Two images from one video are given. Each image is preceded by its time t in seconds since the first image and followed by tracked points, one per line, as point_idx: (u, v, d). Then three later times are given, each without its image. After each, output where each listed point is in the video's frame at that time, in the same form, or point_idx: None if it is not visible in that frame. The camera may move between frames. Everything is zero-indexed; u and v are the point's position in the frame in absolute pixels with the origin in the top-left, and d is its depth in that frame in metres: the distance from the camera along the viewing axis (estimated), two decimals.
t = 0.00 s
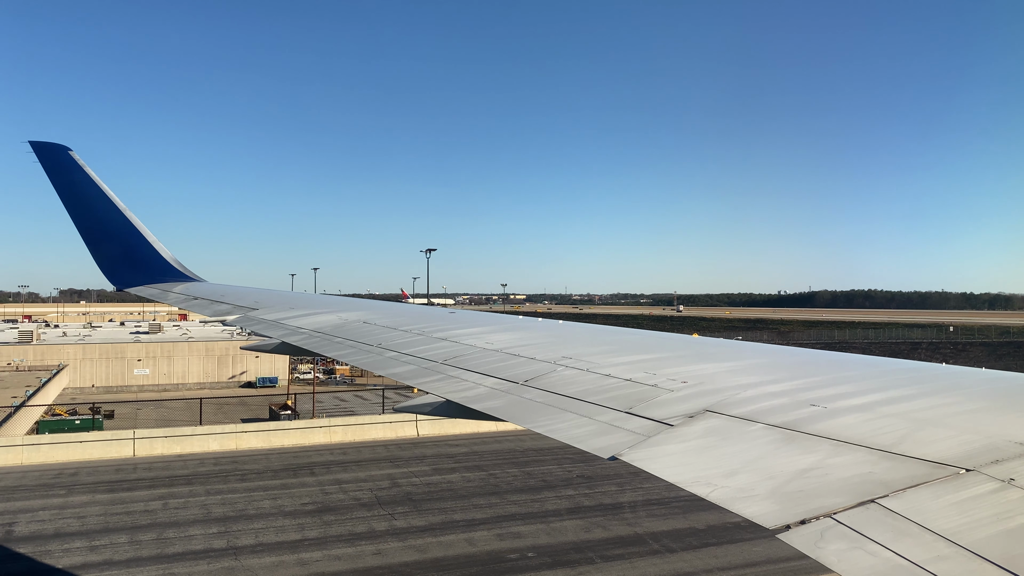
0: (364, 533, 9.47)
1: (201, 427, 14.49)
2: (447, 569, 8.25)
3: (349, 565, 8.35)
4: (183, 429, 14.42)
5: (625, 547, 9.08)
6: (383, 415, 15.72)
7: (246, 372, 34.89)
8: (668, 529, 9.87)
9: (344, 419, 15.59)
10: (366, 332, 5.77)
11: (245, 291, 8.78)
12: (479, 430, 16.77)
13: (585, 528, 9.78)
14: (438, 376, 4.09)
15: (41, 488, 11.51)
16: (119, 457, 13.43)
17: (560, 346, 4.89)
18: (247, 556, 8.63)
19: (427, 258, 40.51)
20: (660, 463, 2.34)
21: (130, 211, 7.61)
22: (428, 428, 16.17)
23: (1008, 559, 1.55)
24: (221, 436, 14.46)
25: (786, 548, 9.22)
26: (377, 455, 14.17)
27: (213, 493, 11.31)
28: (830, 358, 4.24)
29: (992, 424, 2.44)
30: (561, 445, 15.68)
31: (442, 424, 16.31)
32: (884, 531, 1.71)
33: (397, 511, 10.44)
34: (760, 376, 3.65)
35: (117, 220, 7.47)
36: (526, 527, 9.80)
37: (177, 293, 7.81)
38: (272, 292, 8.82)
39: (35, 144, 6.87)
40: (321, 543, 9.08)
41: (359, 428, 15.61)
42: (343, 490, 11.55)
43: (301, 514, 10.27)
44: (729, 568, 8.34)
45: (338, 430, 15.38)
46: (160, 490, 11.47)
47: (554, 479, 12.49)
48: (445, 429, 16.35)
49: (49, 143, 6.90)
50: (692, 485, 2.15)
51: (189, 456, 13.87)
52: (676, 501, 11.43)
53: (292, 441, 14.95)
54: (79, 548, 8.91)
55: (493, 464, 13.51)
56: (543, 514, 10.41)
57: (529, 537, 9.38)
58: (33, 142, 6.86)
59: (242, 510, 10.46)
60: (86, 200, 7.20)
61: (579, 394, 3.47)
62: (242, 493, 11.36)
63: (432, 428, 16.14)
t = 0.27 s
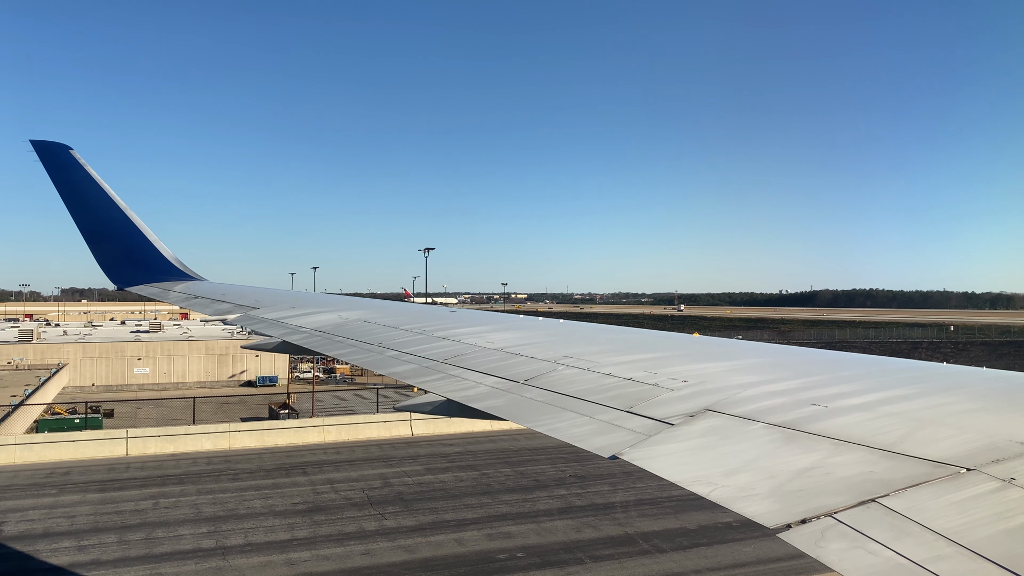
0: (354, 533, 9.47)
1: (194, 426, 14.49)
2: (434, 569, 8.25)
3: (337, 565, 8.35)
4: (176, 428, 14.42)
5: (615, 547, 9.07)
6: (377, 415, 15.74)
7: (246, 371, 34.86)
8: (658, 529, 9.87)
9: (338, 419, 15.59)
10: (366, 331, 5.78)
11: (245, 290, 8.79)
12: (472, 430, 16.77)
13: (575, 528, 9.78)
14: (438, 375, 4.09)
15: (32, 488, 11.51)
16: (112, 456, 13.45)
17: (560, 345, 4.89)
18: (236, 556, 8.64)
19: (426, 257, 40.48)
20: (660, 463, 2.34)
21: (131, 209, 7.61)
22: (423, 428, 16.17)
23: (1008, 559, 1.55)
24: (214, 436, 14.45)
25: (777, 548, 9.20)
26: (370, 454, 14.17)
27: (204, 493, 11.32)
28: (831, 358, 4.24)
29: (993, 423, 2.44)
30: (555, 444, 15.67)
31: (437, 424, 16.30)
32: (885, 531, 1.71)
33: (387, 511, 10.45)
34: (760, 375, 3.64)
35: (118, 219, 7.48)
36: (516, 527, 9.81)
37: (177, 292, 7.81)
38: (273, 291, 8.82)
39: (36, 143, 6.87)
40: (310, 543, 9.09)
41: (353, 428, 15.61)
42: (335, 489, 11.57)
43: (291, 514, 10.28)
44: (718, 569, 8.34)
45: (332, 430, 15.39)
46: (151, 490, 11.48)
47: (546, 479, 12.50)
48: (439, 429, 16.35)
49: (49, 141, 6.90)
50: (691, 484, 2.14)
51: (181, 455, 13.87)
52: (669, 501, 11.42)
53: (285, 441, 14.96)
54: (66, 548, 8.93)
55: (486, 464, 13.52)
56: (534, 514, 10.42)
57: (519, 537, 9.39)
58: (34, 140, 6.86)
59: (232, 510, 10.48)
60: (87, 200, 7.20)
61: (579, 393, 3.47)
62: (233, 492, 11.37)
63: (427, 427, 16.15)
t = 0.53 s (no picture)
0: (343, 533, 9.49)
1: (187, 425, 14.47)
2: (423, 569, 8.26)
3: (325, 565, 8.36)
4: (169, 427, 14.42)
5: (605, 547, 9.07)
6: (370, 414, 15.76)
7: (246, 369, 34.83)
8: (649, 529, 9.87)
9: (332, 418, 15.61)
10: (368, 330, 5.78)
11: (245, 289, 8.79)
12: (466, 429, 16.77)
13: (565, 528, 9.79)
14: (439, 373, 4.09)
15: (24, 487, 11.53)
16: (105, 456, 13.48)
17: (561, 344, 4.90)
18: (224, 556, 8.65)
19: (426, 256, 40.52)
20: (661, 462, 2.35)
21: (132, 209, 7.62)
22: (417, 427, 16.17)
23: (1010, 558, 1.55)
24: (207, 435, 14.45)
25: (768, 547, 9.19)
26: (363, 454, 14.18)
27: (195, 492, 11.34)
28: (831, 356, 4.24)
29: (994, 422, 2.44)
30: (550, 443, 15.68)
31: (432, 423, 16.32)
32: (885, 530, 1.71)
33: (378, 510, 10.47)
34: (761, 374, 3.65)
35: (119, 219, 7.49)
36: (506, 527, 9.81)
37: (178, 291, 7.82)
38: (274, 290, 8.84)
39: (37, 142, 6.88)
40: (299, 543, 9.10)
41: (346, 427, 15.63)
42: (326, 489, 11.58)
43: (281, 513, 10.30)
44: (707, 569, 8.34)
45: (326, 429, 15.41)
46: (143, 489, 11.49)
47: (538, 478, 12.51)
48: (434, 428, 16.36)
49: (50, 141, 6.92)
50: (692, 483, 2.15)
51: (174, 454, 13.88)
52: (661, 500, 11.42)
53: (279, 440, 14.98)
54: (55, 548, 8.95)
55: (478, 463, 13.53)
56: (525, 513, 10.43)
57: (509, 537, 9.40)
58: (35, 140, 6.87)
59: (222, 509, 10.49)
60: (88, 200, 7.21)
61: (580, 391, 3.48)
62: (224, 492, 11.38)
63: (421, 426, 16.19)
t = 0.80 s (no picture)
0: (332, 532, 9.49)
1: (180, 424, 14.46)
2: (410, 569, 8.26)
3: (312, 565, 8.36)
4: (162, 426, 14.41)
5: (594, 547, 9.06)
6: (364, 414, 15.76)
7: (246, 368, 34.77)
8: (639, 529, 9.87)
9: (326, 416, 15.61)
10: (368, 329, 5.79)
11: (246, 288, 8.79)
12: (460, 428, 16.77)
13: (555, 527, 9.79)
14: (439, 372, 4.10)
15: (16, 486, 11.54)
16: (97, 455, 13.50)
17: (562, 343, 4.90)
18: (211, 556, 8.65)
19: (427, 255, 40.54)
20: (662, 460, 2.35)
21: (134, 207, 7.63)
22: (411, 426, 16.16)
23: (1010, 557, 1.55)
24: (200, 434, 14.46)
25: (757, 547, 9.18)
26: (356, 453, 14.19)
27: (186, 492, 11.35)
28: (832, 355, 4.25)
29: (994, 421, 2.45)
30: (545, 442, 15.67)
31: (427, 422, 16.33)
32: (886, 529, 1.71)
33: (368, 510, 10.47)
34: (761, 373, 3.65)
35: (120, 217, 7.50)
36: (496, 527, 9.81)
37: (179, 290, 7.81)
38: (274, 289, 8.84)
39: (38, 140, 6.88)
40: (287, 542, 9.10)
41: (340, 427, 15.64)
42: (317, 488, 11.58)
43: (271, 513, 10.30)
44: (695, 569, 8.35)
45: (320, 428, 15.42)
46: (133, 489, 11.49)
47: (530, 478, 12.51)
48: (429, 427, 16.36)
49: (51, 139, 6.93)
50: (693, 482, 2.15)
51: (167, 453, 13.88)
52: (653, 499, 11.42)
53: (272, 439, 14.98)
54: (43, 547, 8.96)
55: (471, 463, 13.52)
56: (516, 513, 10.43)
57: (498, 537, 9.40)
58: (36, 138, 6.88)
59: (212, 509, 10.49)
60: (89, 198, 7.21)
61: (581, 390, 3.48)
62: (214, 491, 11.38)
63: (416, 425, 16.20)
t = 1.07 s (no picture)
0: (321, 532, 9.50)
1: (173, 424, 14.46)
2: (398, 569, 8.27)
3: (299, 565, 8.36)
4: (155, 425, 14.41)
5: (584, 547, 9.06)
6: (358, 414, 15.77)
7: (246, 368, 34.78)
8: (629, 529, 9.85)
9: (319, 416, 15.62)
10: (369, 328, 5.78)
11: (246, 287, 8.79)
12: (455, 428, 16.77)
13: (546, 527, 9.80)
14: (440, 372, 4.10)
15: (6, 486, 11.54)
16: (89, 454, 13.51)
17: (562, 342, 4.91)
18: (198, 556, 8.66)
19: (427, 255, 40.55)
20: (662, 459, 2.35)
21: (134, 207, 7.64)
22: (405, 426, 16.17)
23: (1011, 557, 1.55)
24: (192, 433, 14.46)
25: (747, 548, 9.17)
26: (349, 452, 14.20)
27: (176, 491, 11.35)
28: (832, 354, 4.25)
29: (994, 420, 2.45)
30: (538, 442, 15.67)
31: (420, 421, 16.35)
32: (886, 528, 1.72)
33: (358, 510, 10.48)
34: (762, 372, 3.66)
35: (121, 217, 7.50)
36: (486, 527, 9.80)
37: (180, 289, 7.80)
38: (275, 288, 8.84)
39: (38, 139, 6.88)
40: (276, 542, 9.11)
41: (333, 426, 15.65)
42: (308, 488, 11.58)
43: (261, 513, 10.30)
44: (684, 570, 8.35)
45: (313, 428, 15.43)
46: (124, 488, 11.50)
47: (522, 478, 12.51)
48: (423, 426, 16.38)
49: (52, 138, 6.93)
50: (694, 481, 2.15)
51: (159, 453, 13.89)
52: (645, 498, 11.42)
53: (265, 438, 15.00)
54: (30, 548, 8.97)
55: (463, 462, 13.51)
56: (507, 513, 10.43)
57: (488, 537, 9.40)
58: (37, 138, 6.88)
59: (202, 509, 10.50)
60: (90, 197, 7.21)
61: (582, 389, 3.49)
62: (205, 491, 11.39)
63: (410, 425, 16.22)
